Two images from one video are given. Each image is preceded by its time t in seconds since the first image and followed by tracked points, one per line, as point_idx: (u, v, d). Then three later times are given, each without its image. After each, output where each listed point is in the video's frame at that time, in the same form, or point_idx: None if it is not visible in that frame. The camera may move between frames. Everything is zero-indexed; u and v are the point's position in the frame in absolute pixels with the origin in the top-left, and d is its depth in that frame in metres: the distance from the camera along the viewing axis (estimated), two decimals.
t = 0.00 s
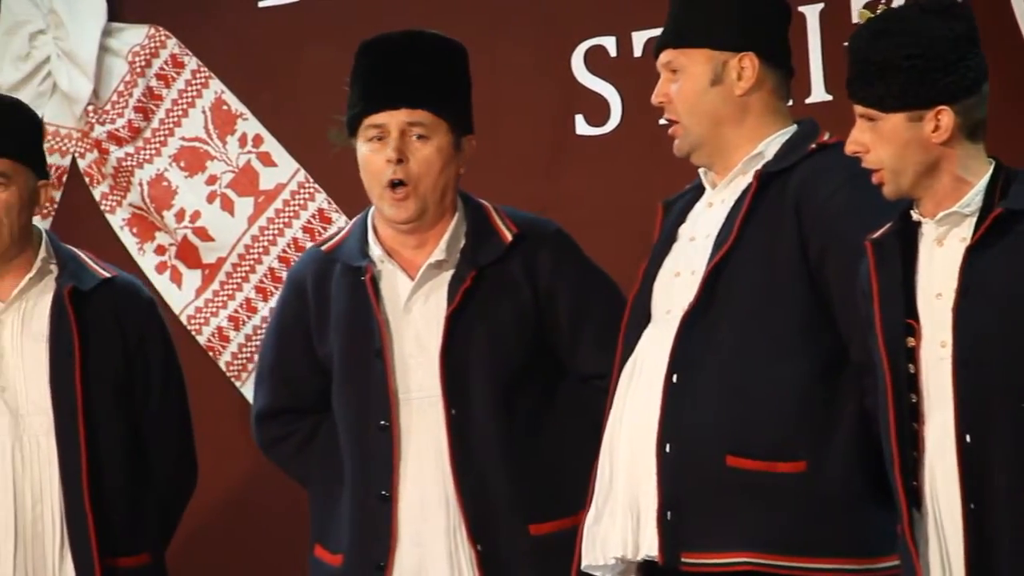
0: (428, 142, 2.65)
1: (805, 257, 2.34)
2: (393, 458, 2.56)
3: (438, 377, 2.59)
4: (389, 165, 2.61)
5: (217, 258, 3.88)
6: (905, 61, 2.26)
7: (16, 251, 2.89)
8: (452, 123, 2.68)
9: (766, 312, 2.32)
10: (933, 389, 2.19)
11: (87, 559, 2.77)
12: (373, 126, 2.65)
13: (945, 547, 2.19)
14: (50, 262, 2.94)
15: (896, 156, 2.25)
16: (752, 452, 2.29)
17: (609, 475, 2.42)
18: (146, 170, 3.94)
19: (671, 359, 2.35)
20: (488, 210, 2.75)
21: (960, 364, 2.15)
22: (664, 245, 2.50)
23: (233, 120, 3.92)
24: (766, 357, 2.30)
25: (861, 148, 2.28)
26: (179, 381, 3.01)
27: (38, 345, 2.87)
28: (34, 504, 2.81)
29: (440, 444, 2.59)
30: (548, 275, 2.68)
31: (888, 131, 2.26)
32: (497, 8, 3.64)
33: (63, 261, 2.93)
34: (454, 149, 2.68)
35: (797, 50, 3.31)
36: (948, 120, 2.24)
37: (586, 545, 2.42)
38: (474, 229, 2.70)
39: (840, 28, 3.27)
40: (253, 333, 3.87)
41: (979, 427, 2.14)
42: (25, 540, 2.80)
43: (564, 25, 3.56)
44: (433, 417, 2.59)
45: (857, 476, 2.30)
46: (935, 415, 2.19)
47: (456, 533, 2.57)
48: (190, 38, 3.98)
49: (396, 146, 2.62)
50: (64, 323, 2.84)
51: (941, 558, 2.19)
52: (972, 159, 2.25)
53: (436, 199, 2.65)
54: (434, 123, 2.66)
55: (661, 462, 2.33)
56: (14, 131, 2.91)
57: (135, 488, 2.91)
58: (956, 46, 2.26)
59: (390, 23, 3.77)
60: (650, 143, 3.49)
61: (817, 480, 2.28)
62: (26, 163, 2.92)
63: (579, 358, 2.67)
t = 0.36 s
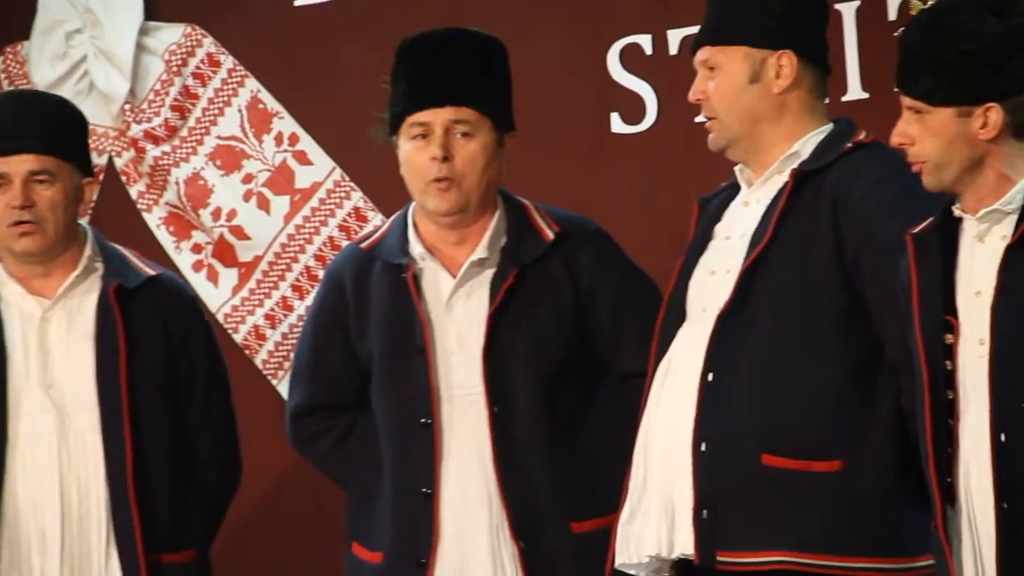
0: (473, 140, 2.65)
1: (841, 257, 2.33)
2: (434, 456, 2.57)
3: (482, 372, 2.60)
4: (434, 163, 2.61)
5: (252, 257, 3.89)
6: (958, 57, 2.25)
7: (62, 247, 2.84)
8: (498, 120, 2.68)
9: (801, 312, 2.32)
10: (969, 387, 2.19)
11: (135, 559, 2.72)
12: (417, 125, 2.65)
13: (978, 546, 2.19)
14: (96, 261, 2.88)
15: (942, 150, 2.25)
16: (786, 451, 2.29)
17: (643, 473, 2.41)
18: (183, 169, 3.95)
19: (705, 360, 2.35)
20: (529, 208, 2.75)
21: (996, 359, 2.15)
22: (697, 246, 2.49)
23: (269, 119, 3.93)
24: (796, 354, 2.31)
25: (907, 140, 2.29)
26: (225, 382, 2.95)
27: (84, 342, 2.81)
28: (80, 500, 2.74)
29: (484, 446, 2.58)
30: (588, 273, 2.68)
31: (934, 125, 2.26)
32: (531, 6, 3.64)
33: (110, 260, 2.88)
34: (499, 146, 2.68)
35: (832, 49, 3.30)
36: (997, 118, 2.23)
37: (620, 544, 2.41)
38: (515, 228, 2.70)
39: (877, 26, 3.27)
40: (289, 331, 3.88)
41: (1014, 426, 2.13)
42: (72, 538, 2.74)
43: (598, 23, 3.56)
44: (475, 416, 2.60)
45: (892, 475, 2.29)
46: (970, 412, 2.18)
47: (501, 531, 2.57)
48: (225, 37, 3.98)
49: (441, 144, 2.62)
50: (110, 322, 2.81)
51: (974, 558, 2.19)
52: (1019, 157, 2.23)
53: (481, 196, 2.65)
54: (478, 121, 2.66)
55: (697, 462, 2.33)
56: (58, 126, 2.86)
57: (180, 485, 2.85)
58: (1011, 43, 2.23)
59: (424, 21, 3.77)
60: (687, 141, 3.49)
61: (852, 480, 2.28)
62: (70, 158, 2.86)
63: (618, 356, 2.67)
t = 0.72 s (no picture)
0: (512, 137, 2.66)
1: (881, 254, 2.33)
2: (474, 453, 2.58)
3: (523, 370, 2.61)
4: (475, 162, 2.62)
5: (285, 254, 3.91)
6: (992, 56, 2.24)
7: (115, 244, 2.80)
8: (535, 117, 2.69)
9: (842, 309, 2.32)
10: (997, 384, 2.19)
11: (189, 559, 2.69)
12: (456, 124, 2.66)
13: (1001, 545, 2.19)
14: (149, 257, 2.85)
15: (976, 148, 2.24)
16: (829, 447, 2.29)
17: (680, 469, 2.42)
18: (217, 167, 3.96)
19: (745, 357, 2.36)
20: (564, 206, 2.75)
21: None
22: (731, 245, 2.49)
23: (303, 117, 3.93)
24: (835, 350, 2.31)
25: (940, 136, 2.28)
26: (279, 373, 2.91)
27: (139, 339, 2.78)
28: (135, 496, 2.71)
29: (525, 443, 2.59)
30: (626, 268, 2.69)
31: (967, 122, 2.25)
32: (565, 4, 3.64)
33: (164, 257, 2.85)
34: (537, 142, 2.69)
35: (865, 47, 3.30)
36: None
37: (658, 540, 2.42)
38: (553, 226, 2.71)
39: (909, 25, 3.27)
40: (323, 330, 3.89)
41: None
42: (127, 534, 2.70)
43: (632, 21, 3.56)
44: (515, 413, 2.60)
45: (930, 472, 2.29)
46: (996, 410, 2.18)
47: (543, 528, 2.57)
48: (259, 35, 3.98)
49: (481, 142, 2.63)
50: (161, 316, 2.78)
51: (997, 557, 2.19)
52: None
53: (521, 193, 2.66)
54: (517, 118, 2.67)
55: (738, 456, 2.34)
56: (111, 124, 2.82)
57: (236, 475, 2.81)
58: None
59: (454, 18, 3.77)
60: (720, 139, 3.48)
61: (893, 477, 2.28)
62: (121, 153, 2.82)
63: (655, 353, 2.67)
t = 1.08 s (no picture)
0: (550, 135, 2.66)
1: (917, 251, 2.33)
2: (509, 451, 2.58)
3: (557, 370, 2.61)
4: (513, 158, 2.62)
5: (312, 254, 3.92)
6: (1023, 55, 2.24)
7: (165, 242, 2.80)
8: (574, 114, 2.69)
9: (877, 309, 2.32)
10: (1013, 386, 2.18)
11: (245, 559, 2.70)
12: (495, 121, 2.66)
13: (1014, 546, 2.18)
14: (199, 254, 2.85)
15: (1003, 147, 2.22)
16: (865, 445, 2.29)
17: (712, 465, 2.42)
18: (243, 167, 3.97)
19: (783, 353, 2.35)
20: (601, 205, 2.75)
21: None
22: (760, 247, 2.49)
23: (330, 117, 3.93)
24: (870, 348, 2.31)
25: (967, 135, 2.26)
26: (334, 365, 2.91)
27: (189, 335, 2.78)
28: (190, 497, 2.71)
29: (559, 444, 2.59)
30: (665, 260, 2.68)
31: (996, 121, 2.24)
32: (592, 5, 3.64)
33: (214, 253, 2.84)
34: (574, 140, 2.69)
35: (894, 49, 3.29)
36: None
37: (688, 538, 2.43)
38: (588, 225, 2.71)
39: (935, 27, 3.26)
40: (349, 329, 3.91)
41: None
42: (182, 537, 2.70)
43: (661, 21, 3.56)
44: (549, 412, 2.60)
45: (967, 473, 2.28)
46: (1013, 412, 2.18)
47: (576, 527, 2.58)
48: (287, 35, 3.97)
49: (519, 139, 2.63)
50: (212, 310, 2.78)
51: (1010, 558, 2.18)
52: None
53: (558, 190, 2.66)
54: (555, 115, 2.66)
55: (773, 453, 2.33)
56: (158, 123, 2.81)
57: (290, 472, 2.82)
58: None
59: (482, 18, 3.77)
60: (750, 138, 3.47)
61: (928, 476, 2.28)
62: (171, 153, 2.82)
63: (690, 352, 2.67)
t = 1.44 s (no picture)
0: (579, 134, 2.65)
1: (945, 256, 2.32)
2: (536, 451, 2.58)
3: (585, 371, 2.60)
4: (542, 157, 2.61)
5: (335, 255, 3.92)
6: None
7: (199, 242, 2.79)
8: (603, 113, 2.68)
9: (903, 310, 2.31)
10: None
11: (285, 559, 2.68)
12: (524, 121, 2.65)
13: None
14: (236, 253, 2.84)
15: None
16: (891, 447, 2.29)
17: (737, 465, 2.41)
18: (266, 168, 3.97)
19: (808, 356, 2.34)
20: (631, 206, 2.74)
21: None
22: (787, 249, 2.49)
23: (352, 118, 3.92)
24: (900, 347, 2.29)
25: (993, 132, 2.25)
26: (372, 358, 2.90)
27: (226, 335, 2.77)
28: (230, 498, 2.70)
29: (587, 444, 2.58)
30: (692, 260, 2.67)
31: None
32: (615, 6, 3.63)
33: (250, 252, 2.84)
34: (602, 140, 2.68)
35: (917, 50, 3.28)
36: None
37: (716, 540, 2.41)
38: (617, 225, 2.70)
39: (955, 29, 3.25)
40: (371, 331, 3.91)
41: None
42: (223, 532, 2.70)
43: (683, 22, 3.55)
44: (577, 412, 2.59)
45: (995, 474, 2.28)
46: None
47: (603, 528, 2.58)
48: (310, 36, 3.97)
49: (547, 139, 2.62)
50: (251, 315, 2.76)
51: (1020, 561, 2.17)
52: None
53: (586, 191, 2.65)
54: (583, 115, 2.66)
55: (801, 458, 2.32)
56: (188, 123, 2.81)
57: (330, 470, 2.81)
58: None
59: (504, 19, 3.76)
60: (774, 140, 3.47)
61: (955, 477, 2.27)
62: (203, 154, 2.81)
63: (717, 353, 2.66)
